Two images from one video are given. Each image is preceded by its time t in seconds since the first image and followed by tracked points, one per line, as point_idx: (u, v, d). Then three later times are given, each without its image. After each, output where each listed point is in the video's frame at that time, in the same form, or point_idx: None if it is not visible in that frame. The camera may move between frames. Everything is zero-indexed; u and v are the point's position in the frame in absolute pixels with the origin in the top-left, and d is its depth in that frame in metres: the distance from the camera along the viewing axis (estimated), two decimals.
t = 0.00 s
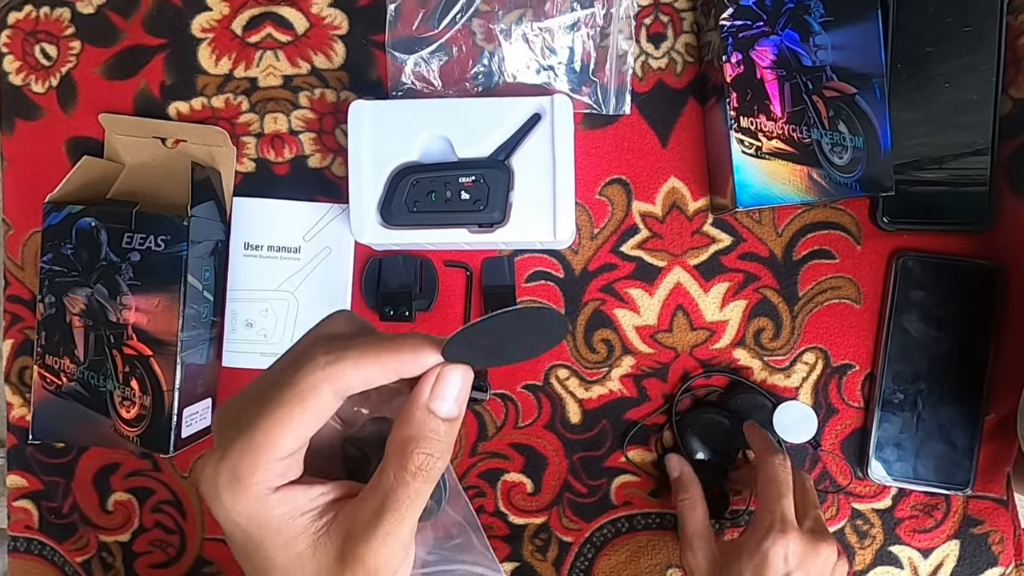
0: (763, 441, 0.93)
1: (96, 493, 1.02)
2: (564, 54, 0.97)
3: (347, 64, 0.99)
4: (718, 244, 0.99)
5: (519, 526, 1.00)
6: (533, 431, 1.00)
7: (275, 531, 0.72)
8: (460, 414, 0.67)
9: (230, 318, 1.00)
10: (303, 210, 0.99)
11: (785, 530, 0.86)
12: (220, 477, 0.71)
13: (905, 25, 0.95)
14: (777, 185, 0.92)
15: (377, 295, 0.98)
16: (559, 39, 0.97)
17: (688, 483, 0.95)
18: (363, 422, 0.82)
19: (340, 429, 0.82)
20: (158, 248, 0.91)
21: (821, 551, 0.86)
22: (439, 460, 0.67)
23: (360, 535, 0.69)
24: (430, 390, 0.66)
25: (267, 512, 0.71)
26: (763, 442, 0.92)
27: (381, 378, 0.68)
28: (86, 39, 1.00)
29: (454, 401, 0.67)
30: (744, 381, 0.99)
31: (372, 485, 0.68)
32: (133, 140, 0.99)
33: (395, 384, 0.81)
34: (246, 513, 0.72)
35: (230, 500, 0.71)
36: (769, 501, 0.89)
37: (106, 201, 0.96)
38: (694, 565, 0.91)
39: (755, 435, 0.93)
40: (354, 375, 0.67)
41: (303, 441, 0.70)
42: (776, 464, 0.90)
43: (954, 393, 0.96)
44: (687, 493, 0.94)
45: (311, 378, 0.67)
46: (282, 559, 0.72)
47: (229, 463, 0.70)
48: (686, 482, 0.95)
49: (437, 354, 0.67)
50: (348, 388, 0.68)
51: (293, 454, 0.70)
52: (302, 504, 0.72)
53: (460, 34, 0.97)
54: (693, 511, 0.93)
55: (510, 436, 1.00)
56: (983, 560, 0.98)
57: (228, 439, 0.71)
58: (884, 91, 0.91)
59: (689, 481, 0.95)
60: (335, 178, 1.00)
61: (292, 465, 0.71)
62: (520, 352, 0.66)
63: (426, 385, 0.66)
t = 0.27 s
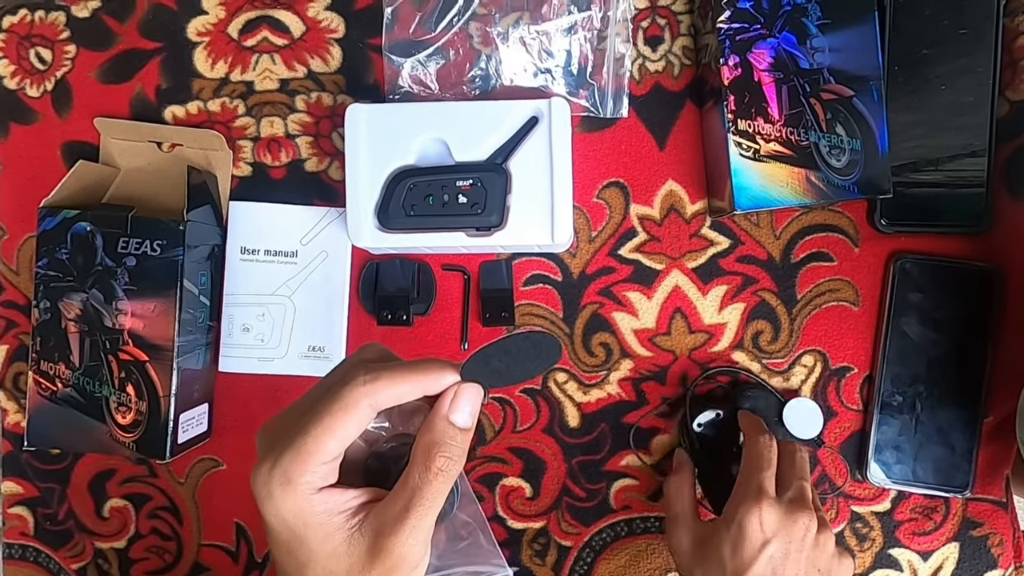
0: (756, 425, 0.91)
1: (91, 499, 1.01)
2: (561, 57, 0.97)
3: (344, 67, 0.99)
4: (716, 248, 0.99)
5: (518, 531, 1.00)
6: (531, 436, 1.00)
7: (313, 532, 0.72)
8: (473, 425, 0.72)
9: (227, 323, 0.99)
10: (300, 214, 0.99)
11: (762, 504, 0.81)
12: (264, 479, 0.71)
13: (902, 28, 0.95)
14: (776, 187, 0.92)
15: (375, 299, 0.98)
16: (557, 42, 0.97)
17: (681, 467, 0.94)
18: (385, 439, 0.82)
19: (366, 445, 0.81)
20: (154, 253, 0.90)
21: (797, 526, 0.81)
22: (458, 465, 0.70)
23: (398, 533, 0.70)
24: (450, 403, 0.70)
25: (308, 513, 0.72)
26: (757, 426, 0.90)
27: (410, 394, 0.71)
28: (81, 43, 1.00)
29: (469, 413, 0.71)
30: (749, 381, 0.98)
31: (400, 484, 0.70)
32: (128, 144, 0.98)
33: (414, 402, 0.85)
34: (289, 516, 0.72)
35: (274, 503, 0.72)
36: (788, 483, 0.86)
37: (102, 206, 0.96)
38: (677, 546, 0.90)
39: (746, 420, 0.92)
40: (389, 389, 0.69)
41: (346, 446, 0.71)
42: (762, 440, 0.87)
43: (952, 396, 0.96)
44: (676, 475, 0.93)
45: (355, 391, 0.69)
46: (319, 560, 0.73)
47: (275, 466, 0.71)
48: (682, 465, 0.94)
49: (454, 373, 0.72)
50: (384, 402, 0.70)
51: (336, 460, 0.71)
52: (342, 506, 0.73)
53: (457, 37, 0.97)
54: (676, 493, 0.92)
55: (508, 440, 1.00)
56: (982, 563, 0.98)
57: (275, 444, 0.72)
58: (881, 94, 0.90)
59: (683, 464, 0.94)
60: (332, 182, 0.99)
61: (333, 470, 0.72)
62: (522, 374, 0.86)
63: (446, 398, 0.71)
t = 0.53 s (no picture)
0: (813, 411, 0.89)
1: (88, 501, 1.01)
2: (558, 56, 0.97)
3: (340, 67, 0.99)
4: (714, 246, 0.99)
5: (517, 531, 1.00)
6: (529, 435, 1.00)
7: (380, 516, 0.76)
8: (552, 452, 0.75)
9: (223, 323, 0.99)
10: (297, 214, 0.98)
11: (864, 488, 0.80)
12: (371, 454, 0.76)
13: (899, 26, 0.95)
14: (773, 186, 0.92)
15: (372, 299, 0.98)
16: (554, 40, 0.96)
17: (726, 453, 0.84)
18: (466, 453, 0.83)
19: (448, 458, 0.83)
20: (151, 253, 0.90)
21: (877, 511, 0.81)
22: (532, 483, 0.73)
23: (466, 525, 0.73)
24: (531, 424, 0.75)
25: (386, 498, 0.75)
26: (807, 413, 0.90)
27: (500, 411, 0.77)
28: (76, 43, 1.00)
29: (548, 437, 0.75)
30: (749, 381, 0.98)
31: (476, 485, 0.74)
32: (124, 144, 0.98)
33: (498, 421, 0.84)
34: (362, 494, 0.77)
35: (374, 481, 0.76)
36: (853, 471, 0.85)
37: (98, 207, 0.95)
38: (759, 541, 0.79)
39: (801, 410, 0.90)
40: (490, 399, 0.75)
41: (450, 437, 0.76)
42: (834, 424, 0.87)
43: (950, 394, 0.96)
44: (728, 460, 0.83)
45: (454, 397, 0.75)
46: (385, 546, 0.76)
47: (382, 443, 0.75)
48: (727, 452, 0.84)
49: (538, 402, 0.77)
50: (481, 410, 0.76)
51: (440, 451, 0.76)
52: (411, 498, 0.76)
53: (454, 36, 0.97)
54: (739, 482, 0.81)
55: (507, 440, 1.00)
56: (981, 560, 0.98)
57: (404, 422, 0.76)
58: (879, 92, 0.91)
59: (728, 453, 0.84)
60: (329, 182, 0.99)
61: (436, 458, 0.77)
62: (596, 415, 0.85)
63: (528, 420, 0.75)
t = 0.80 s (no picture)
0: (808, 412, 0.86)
1: (86, 500, 1.00)
2: (556, 53, 0.97)
3: (337, 64, 0.98)
4: (713, 243, 0.98)
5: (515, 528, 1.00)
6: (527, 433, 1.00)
7: (448, 526, 0.75)
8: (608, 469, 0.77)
9: (221, 321, 0.99)
10: (294, 212, 0.98)
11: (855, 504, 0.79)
12: (453, 461, 0.74)
13: (897, 23, 0.95)
14: (771, 183, 0.92)
15: (371, 297, 0.98)
16: (552, 37, 0.96)
17: (730, 456, 0.85)
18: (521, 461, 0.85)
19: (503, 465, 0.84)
20: (148, 251, 0.90)
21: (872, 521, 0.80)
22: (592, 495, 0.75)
23: (536, 535, 0.73)
24: (598, 441, 0.76)
25: (462, 506, 0.74)
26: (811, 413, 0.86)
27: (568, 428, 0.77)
28: (72, 40, 0.99)
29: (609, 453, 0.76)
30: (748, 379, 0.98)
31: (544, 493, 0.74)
32: (121, 141, 0.98)
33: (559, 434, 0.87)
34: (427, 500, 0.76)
35: (452, 488, 0.74)
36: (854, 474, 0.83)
37: (94, 204, 0.95)
38: (749, 551, 0.79)
39: (791, 410, 0.86)
40: (572, 418, 0.76)
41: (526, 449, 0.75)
42: (825, 431, 0.83)
43: (947, 390, 0.96)
44: (730, 467, 0.84)
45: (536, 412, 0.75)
46: (452, 552, 0.75)
47: (464, 451, 0.74)
48: (732, 456, 0.85)
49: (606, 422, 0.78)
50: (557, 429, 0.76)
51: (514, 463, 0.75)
52: (485, 507, 0.74)
53: (452, 33, 0.97)
54: (738, 487, 0.83)
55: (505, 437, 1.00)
56: (978, 556, 0.98)
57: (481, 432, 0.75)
58: (877, 89, 0.91)
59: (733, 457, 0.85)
60: (326, 179, 0.99)
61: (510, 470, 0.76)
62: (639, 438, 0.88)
63: (595, 437, 0.76)
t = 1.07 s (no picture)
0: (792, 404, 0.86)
1: (86, 495, 1.01)
2: (555, 48, 0.97)
3: (336, 59, 0.98)
4: (711, 238, 0.99)
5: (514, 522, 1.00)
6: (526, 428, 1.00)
7: (497, 497, 0.77)
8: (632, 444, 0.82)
9: (220, 317, 0.99)
10: (293, 207, 0.98)
11: (843, 498, 0.79)
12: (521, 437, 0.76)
13: (895, 18, 0.95)
14: (770, 178, 0.92)
15: (369, 293, 0.98)
16: (551, 33, 0.97)
17: (718, 454, 0.86)
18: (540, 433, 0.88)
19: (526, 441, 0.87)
20: (147, 248, 0.90)
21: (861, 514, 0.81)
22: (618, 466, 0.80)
23: (574, 504, 0.78)
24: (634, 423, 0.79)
25: (520, 477, 0.77)
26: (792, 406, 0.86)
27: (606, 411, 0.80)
28: (69, 35, 0.99)
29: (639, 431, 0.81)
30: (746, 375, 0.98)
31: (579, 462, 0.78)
32: (120, 137, 0.97)
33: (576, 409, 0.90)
34: (476, 476, 0.78)
35: (515, 460, 0.76)
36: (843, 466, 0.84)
37: (93, 201, 0.95)
38: (743, 546, 0.79)
39: (778, 403, 0.85)
40: (621, 406, 0.77)
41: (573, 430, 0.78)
42: (812, 426, 0.83)
43: (944, 384, 0.97)
44: (718, 465, 0.85)
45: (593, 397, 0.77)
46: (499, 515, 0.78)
47: (534, 427, 0.76)
48: (719, 454, 0.86)
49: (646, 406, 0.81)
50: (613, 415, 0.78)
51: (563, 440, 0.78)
52: (533, 483, 0.77)
53: (451, 28, 0.97)
54: (727, 485, 0.83)
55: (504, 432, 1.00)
56: (974, 549, 0.99)
57: (542, 414, 0.76)
58: (875, 84, 0.91)
59: (719, 455, 0.85)
60: (325, 175, 0.99)
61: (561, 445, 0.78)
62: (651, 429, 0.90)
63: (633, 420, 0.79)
